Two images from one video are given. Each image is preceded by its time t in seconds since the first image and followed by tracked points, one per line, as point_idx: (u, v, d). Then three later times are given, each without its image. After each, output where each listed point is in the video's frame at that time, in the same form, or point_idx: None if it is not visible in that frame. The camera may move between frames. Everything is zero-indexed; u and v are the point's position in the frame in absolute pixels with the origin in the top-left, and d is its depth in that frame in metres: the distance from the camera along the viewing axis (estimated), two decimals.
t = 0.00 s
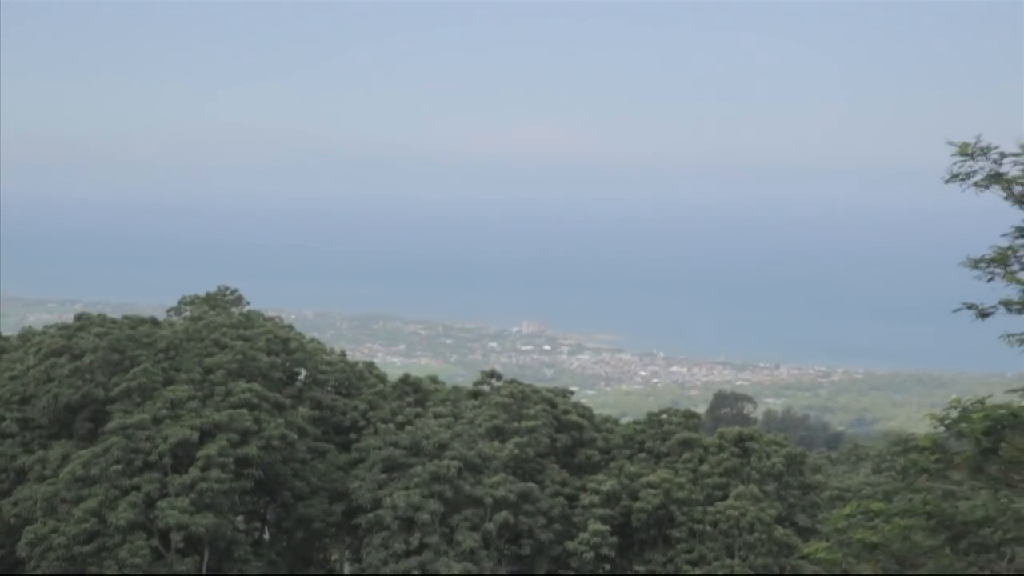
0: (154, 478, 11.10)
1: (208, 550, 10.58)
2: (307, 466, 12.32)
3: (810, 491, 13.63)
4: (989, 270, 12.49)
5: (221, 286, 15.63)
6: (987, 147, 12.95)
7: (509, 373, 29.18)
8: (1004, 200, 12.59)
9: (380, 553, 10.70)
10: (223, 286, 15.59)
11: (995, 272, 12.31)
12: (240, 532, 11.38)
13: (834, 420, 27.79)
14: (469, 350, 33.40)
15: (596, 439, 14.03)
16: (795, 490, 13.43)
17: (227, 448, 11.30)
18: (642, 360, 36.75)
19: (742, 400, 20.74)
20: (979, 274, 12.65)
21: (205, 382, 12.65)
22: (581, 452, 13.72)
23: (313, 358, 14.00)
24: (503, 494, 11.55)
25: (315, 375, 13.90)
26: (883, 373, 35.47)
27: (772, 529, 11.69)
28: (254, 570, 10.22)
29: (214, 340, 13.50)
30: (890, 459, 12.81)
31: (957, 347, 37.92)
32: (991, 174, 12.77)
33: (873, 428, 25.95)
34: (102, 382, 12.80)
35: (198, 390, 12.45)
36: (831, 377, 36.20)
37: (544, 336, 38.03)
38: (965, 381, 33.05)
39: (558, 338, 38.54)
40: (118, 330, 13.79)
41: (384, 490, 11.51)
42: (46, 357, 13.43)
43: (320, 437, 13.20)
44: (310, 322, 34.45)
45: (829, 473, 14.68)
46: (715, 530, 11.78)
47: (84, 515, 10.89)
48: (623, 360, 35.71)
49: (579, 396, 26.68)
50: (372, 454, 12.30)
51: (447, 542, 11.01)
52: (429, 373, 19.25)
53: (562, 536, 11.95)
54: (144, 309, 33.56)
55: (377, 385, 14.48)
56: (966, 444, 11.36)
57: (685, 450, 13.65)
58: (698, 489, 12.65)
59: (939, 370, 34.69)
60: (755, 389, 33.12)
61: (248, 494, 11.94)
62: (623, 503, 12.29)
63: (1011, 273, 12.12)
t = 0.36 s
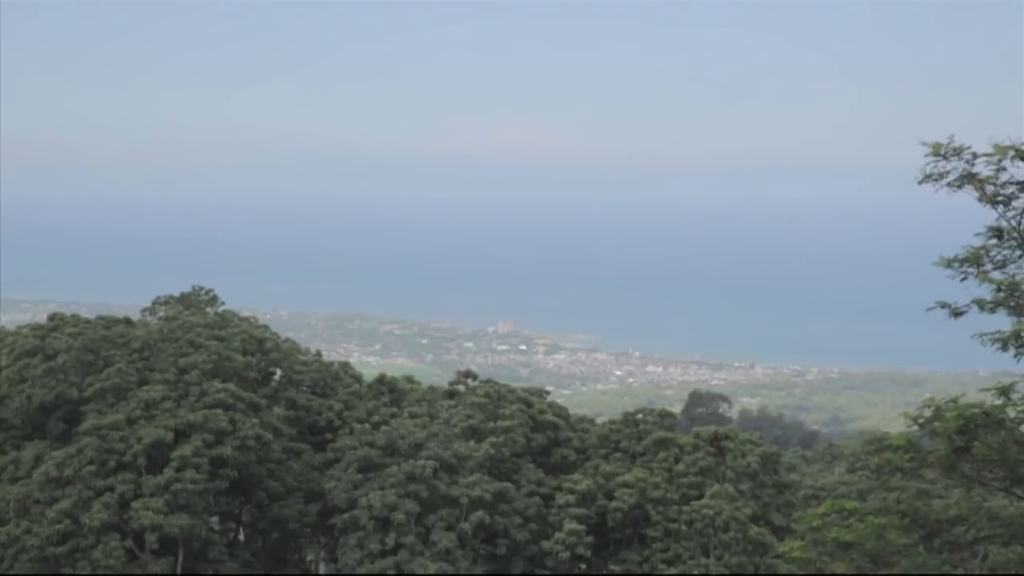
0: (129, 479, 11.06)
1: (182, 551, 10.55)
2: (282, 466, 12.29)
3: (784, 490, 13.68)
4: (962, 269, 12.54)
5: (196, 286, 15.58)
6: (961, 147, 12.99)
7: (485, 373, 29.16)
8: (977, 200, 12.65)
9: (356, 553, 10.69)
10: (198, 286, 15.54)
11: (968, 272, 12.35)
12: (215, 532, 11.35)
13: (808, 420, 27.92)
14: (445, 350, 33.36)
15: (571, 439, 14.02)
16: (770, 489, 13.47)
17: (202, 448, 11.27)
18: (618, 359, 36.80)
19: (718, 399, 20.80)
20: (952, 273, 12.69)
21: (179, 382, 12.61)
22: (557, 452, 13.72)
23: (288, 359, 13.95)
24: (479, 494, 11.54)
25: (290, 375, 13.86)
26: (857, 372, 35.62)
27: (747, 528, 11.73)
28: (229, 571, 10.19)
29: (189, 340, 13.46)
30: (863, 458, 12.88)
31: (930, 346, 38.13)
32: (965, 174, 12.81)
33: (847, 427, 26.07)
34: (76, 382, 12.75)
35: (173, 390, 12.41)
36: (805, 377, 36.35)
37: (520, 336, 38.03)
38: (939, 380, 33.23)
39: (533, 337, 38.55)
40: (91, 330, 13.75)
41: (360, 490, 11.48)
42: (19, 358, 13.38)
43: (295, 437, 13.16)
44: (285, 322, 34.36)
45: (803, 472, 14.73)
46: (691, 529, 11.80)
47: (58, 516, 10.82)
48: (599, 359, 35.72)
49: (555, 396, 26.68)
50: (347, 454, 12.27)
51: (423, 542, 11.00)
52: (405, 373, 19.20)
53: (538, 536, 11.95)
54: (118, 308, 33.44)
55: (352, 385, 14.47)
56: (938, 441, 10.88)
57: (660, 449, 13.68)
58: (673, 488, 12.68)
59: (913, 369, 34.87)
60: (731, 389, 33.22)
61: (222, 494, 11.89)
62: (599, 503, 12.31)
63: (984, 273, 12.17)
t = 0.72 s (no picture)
0: (105, 480, 11.01)
1: (159, 551, 10.51)
2: (259, 467, 12.26)
3: (761, 489, 13.72)
4: (937, 269, 12.58)
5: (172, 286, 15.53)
6: (936, 147, 13.04)
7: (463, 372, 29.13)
8: (952, 200, 12.70)
9: (334, 554, 10.66)
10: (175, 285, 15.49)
11: (943, 271, 12.41)
12: (192, 533, 11.31)
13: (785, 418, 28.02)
14: (423, 350, 33.31)
15: (549, 438, 14.04)
16: (748, 488, 13.51)
17: (178, 449, 11.23)
18: (596, 359, 36.84)
19: (695, 399, 20.85)
20: (928, 273, 12.74)
21: (156, 383, 12.57)
22: (535, 452, 13.73)
23: (266, 359, 13.91)
24: (456, 494, 11.54)
25: (267, 375, 13.82)
26: (833, 371, 35.75)
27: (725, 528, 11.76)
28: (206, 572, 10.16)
29: (165, 340, 13.41)
30: (840, 457, 12.94)
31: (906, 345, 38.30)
32: (940, 174, 12.86)
33: (824, 425, 26.16)
34: (52, 382, 12.71)
35: (150, 391, 12.37)
36: (782, 376, 36.46)
37: (498, 336, 38.01)
38: (915, 378, 33.38)
39: (511, 337, 38.56)
40: (68, 330, 13.70)
41: (337, 490, 11.46)
42: None
43: (272, 438, 13.14)
44: (263, 322, 34.25)
45: (780, 471, 14.77)
46: (668, 528, 11.82)
47: (34, 517, 10.79)
48: (577, 359, 35.72)
49: (533, 395, 26.66)
50: (325, 454, 12.25)
51: (401, 542, 10.99)
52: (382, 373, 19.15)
53: (516, 536, 11.94)
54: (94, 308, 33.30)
55: (330, 386, 14.45)
56: (915, 440, 10.90)
57: (638, 448, 13.71)
58: (651, 488, 12.70)
59: (889, 368, 35.03)
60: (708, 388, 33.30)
61: (199, 495, 11.85)
62: (577, 503, 12.32)
63: (959, 272, 12.22)
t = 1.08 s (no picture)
0: (81, 480, 10.96)
1: (136, 552, 10.48)
2: (237, 467, 12.22)
3: (739, 488, 13.76)
4: (914, 269, 12.60)
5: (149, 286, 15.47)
6: (913, 147, 13.08)
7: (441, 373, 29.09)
8: (929, 200, 12.74)
9: (311, 554, 10.65)
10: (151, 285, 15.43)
11: (920, 271, 12.45)
12: (168, 534, 11.27)
13: (763, 418, 28.07)
14: (401, 350, 33.25)
15: (527, 438, 14.04)
16: (725, 487, 13.54)
17: (155, 450, 11.17)
18: (574, 359, 36.85)
19: (672, 398, 20.88)
20: (905, 273, 12.78)
21: (133, 383, 12.51)
22: (513, 451, 13.72)
23: (243, 358, 13.86)
24: (435, 494, 11.53)
25: (245, 375, 13.77)
26: (811, 371, 35.85)
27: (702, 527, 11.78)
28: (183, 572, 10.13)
29: (142, 340, 13.35)
30: (817, 456, 13.00)
31: (883, 345, 38.43)
32: (916, 174, 12.90)
33: (801, 425, 26.23)
34: (28, 383, 12.66)
35: (126, 391, 12.31)
36: (759, 376, 36.56)
37: (476, 336, 37.98)
38: (892, 378, 33.50)
39: (490, 337, 38.54)
40: (44, 330, 13.65)
41: (315, 490, 11.45)
42: None
43: (250, 438, 13.11)
44: (240, 322, 34.13)
45: (758, 470, 14.81)
46: (646, 528, 11.84)
47: (9, 519, 10.77)
48: (555, 359, 35.70)
49: (511, 396, 26.64)
50: (303, 454, 12.23)
51: (379, 542, 10.98)
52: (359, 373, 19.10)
53: (494, 536, 11.94)
54: (70, 308, 33.16)
55: (308, 385, 14.42)
56: (891, 440, 10.94)
57: (616, 448, 13.72)
58: (629, 487, 12.72)
59: (866, 368, 35.15)
60: (686, 388, 33.36)
61: (176, 495, 11.81)
62: (555, 502, 12.32)
63: (936, 272, 12.27)
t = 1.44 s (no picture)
0: (53, 481, 10.90)
1: (108, 553, 10.43)
2: (210, 467, 12.16)
3: (713, 487, 13.79)
4: (887, 268, 12.67)
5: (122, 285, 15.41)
6: (885, 147, 13.13)
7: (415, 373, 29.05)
8: (901, 200, 12.81)
9: (285, 555, 10.63)
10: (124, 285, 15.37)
11: (892, 270, 12.52)
12: (141, 535, 11.23)
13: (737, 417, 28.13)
14: (375, 350, 33.19)
15: (501, 438, 14.03)
16: (699, 486, 13.57)
17: (128, 450, 11.11)
18: (549, 358, 36.87)
19: (647, 397, 20.91)
20: (877, 272, 12.84)
21: (105, 383, 12.45)
22: (487, 451, 13.71)
23: (216, 359, 13.81)
24: (409, 494, 11.52)
25: (218, 376, 13.73)
26: (784, 370, 35.96)
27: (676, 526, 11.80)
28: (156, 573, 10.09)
29: (115, 340, 13.29)
30: (790, 455, 13.05)
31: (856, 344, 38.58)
32: (888, 174, 12.95)
33: (775, 424, 26.30)
34: None
35: (99, 392, 12.25)
36: (733, 376, 36.66)
37: (451, 335, 37.95)
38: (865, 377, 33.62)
39: (464, 336, 38.51)
40: (15, 331, 13.58)
41: (289, 490, 11.42)
42: None
43: (223, 438, 13.06)
44: (213, 322, 34.03)
45: (732, 470, 14.85)
46: (620, 527, 11.86)
47: None
48: (529, 359, 35.68)
49: (485, 396, 26.61)
50: (277, 455, 12.20)
51: (353, 542, 10.96)
52: (334, 373, 19.04)
53: (468, 535, 11.93)
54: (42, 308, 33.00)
55: (282, 385, 14.39)
56: (864, 439, 11.01)
57: (590, 447, 13.74)
58: (604, 487, 12.75)
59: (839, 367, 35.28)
60: (660, 387, 33.42)
61: (148, 496, 11.76)
62: (530, 501, 12.31)
63: (908, 271, 12.33)
